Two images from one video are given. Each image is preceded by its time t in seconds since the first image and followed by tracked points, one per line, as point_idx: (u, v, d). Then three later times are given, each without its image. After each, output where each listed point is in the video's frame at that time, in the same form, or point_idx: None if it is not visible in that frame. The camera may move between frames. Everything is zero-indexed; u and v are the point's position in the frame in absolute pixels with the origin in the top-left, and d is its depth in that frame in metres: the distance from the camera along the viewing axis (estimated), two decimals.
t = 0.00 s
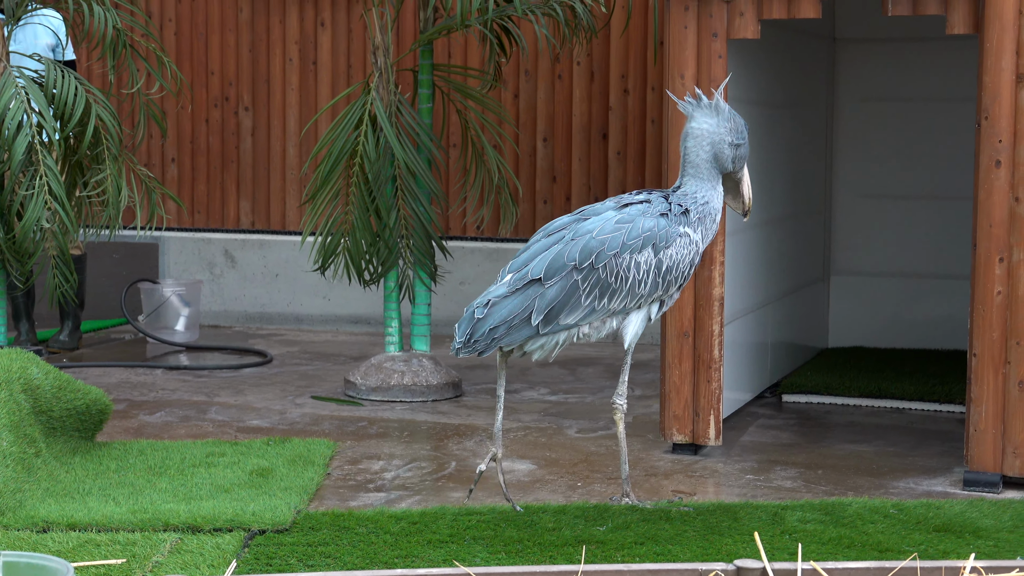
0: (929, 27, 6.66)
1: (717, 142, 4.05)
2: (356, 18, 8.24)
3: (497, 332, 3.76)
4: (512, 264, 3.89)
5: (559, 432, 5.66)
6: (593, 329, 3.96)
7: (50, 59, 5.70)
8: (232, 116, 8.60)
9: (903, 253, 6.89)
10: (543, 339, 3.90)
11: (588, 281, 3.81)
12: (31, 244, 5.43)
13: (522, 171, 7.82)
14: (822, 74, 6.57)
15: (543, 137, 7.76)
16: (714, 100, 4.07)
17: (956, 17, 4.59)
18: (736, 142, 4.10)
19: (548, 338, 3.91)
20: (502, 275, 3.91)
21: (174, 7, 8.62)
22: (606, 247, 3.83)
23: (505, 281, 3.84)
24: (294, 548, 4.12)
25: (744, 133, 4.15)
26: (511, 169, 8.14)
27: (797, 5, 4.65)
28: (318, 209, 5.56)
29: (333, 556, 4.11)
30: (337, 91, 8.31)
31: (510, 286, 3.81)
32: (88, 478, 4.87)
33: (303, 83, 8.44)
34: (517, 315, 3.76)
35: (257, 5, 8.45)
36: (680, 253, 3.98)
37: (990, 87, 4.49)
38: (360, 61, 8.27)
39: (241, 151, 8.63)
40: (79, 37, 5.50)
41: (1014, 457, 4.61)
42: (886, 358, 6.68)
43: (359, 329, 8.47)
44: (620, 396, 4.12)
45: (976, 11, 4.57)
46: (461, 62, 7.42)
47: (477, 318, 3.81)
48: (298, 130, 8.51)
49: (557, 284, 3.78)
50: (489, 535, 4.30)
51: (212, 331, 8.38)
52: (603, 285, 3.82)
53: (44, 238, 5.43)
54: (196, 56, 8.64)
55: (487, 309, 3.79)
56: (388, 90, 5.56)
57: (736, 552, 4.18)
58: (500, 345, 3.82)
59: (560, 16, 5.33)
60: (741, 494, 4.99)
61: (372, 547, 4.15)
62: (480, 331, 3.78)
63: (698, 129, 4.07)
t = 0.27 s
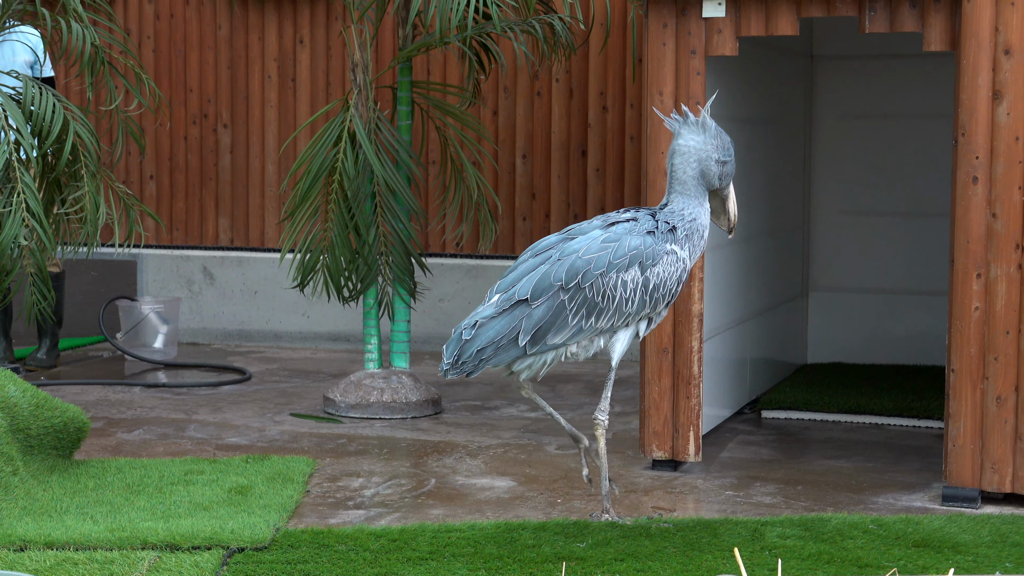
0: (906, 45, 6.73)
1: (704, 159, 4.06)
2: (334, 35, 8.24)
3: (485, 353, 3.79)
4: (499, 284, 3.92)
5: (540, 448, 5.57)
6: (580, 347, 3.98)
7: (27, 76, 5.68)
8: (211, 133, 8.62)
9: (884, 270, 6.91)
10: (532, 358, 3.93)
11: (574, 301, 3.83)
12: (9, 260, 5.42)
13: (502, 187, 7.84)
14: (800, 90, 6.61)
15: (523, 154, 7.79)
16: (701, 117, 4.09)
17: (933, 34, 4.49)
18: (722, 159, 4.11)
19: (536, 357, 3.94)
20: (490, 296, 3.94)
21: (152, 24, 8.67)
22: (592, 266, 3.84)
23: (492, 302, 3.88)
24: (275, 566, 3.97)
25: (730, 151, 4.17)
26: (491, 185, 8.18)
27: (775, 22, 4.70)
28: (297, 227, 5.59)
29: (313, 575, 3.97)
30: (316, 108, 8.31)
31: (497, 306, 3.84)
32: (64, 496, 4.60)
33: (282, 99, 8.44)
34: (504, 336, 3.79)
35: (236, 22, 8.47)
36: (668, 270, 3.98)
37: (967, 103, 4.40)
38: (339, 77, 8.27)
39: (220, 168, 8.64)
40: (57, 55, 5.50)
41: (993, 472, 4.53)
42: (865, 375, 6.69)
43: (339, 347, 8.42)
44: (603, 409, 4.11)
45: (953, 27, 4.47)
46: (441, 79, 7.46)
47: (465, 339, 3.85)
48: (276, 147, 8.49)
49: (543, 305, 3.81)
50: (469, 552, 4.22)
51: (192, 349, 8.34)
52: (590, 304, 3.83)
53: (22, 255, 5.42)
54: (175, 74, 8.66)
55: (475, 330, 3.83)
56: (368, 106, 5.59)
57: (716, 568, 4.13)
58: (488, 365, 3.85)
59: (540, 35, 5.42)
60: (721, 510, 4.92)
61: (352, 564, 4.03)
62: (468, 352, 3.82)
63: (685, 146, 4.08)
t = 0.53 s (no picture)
0: (884, 64, 6.78)
1: (686, 176, 3.99)
2: (314, 52, 8.23)
3: (475, 391, 3.79)
4: (486, 321, 3.92)
5: (521, 466, 5.54)
6: (572, 374, 3.94)
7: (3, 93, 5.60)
8: (192, 150, 8.61)
9: (863, 287, 6.95)
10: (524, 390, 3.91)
11: (558, 330, 3.79)
12: None
13: (483, 205, 7.89)
14: (780, 109, 6.64)
15: (503, 171, 7.82)
16: (681, 134, 4.02)
17: (912, 52, 4.53)
18: (704, 175, 4.04)
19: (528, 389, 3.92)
20: (477, 332, 3.93)
21: (132, 41, 8.67)
22: (573, 294, 3.81)
23: (479, 339, 3.87)
24: None
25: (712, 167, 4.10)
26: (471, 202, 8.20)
27: (756, 40, 4.73)
28: (278, 245, 5.57)
29: None
30: (298, 124, 8.30)
31: (483, 343, 3.84)
32: (44, 515, 4.47)
33: (262, 114, 8.43)
34: (492, 372, 3.78)
35: (215, 37, 8.46)
36: (652, 289, 3.92)
37: (946, 121, 4.43)
38: (320, 92, 8.25)
39: (200, 185, 8.63)
40: (36, 72, 5.46)
41: (974, 488, 4.54)
42: (845, 391, 6.72)
43: (320, 364, 8.39)
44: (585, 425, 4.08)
45: (932, 45, 4.50)
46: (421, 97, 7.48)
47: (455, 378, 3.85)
48: (257, 162, 8.49)
49: (528, 338, 3.79)
50: (453, 570, 4.17)
51: (172, 367, 8.31)
52: (575, 332, 3.79)
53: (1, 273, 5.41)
54: (156, 91, 8.67)
55: (464, 369, 3.83)
56: (349, 123, 5.61)
57: None
58: (480, 401, 3.84)
59: (520, 51, 5.50)
60: (703, 527, 4.88)
61: None
62: (459, 392, 3.82)
63: (666, 164, 4.03)
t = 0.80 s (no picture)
0: (863, 80, 6.85)
1: (674, 187, 3.93)
2: (296, 66, 8.22)
3: (488, 431, 3.72)
4: (489, 359, 3.85)
5: (505, 479, 5.51)
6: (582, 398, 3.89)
7: None
8: (172, 164, 8.58)
9: (844, 301, 6.99)
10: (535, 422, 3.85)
11: (562, 357, 3.74)
12: None
13: (465, 218, 7.91)
14: (762, 123, 6.69)
15: (485, 185, 7.85)
16: (667, 145, 3.96)
17: (895, 65, 4.57)
18: (693, 186, 3.96)
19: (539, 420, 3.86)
20: (482, 371, 3.87)
21: (113, 54, 8.63)
22: (572, 319, 3.76)
23: (484, 378, 3.80)
24: None
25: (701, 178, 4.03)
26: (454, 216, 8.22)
27: (739, 53, 4.77)
28: (260, 258, 5.53)
29: None
30: (279, 138, 8.28)
31: (489, 382, 3.77)
32: (25, 529, 4.41)
33: (243, 128, 8.41)
34: (502, 410, 3.72)
35: (197, 51, 8.44)
36: (648, 302, 3.87)
37: (929, 134, 4.47)
38: (301, 106, 8.25)
39: (181, 199, 8.60)
40: (16, 84, 5.42)
41: (957, 500, 4.55)
42: (826, 404, 6.75)
43: (301, 378, 8.34)
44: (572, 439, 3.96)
45: (915, 58, 4.54)
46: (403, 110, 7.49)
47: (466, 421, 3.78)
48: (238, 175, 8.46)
49: (533, 371, 3.73)
50: None
51: (151, 381, 8.25)
52: (578, 356, 3.75)
53: None
54: (136, 104, 8.65)
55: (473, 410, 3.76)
56: (331, 136, 5.60)
57: None
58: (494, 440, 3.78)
59: (503, 64, 5.52)
60: (687, 540, 4.79)
61: None
62: (473, 433, 3.74)
63: (655, 174, 3.96)
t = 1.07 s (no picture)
0: (846, 94, 6.94)
1: (689, 205, 4.09)
2: (283, 78, 8.23)
3: (510, 420, 3.88)
4: (513, 351, 4.02)
5: (493, 489, 5.49)
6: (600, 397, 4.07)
7: None
8: (158, 175, 8.56)
9: (829, 313, 7.05)
10: (553, 415, 4.02)
11: (585, 354, 3.92)
12: None
13: (452, 229, 7.92)
14: (748, 135, 6.76)
15: (473, 196, 7.87)
16: (683, 164, 4.11)
17: (882, 76, 4.64)
18: (707, 204, 4.12)
19: (556, 414, 4.03)
20: (505, 363, 4.04)
21: (99, 66, 8.62)
22: (596, 318, 3.94)
23: (508, 368, 3.97)
24: None
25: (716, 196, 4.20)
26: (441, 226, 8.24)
27: (727, 64, 4.83)
28: (248, 269, 5.51)
29: None
30: (265, 150, 8.28)
31: (513, 373, 3.94)
32: (13, 539, 4.37)
33: (229, 140, 8.41)
34: (525, 400, 3.89)
35: (184, 62, 8.44)
36: (669, 309, 4.06)
37: (917, 144, 4.54)
38: (288, 118, 8.26)
39: (167, 211, 8.58)
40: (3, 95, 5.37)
41: (946, 509, 4.59)
42: (812, 414, 6.78)
43: (287, 390, 8.30)
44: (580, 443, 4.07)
45: (903, 69, 4.61)
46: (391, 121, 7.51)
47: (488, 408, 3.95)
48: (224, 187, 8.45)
49: (556, 364, 3.91)
50: None
51: (135, 393, 8.20)
52: (601, 355, 3.92)
53: None
54: (123, 115, 8.63)
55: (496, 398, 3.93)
56: (319, 147, 5.61)
57: None
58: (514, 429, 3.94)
59: (492, 75, 5.56)
60: (676, 549, 4.71)
61: None
62: (494, 420, 3.89)
63: (670, 192, 4.11)
